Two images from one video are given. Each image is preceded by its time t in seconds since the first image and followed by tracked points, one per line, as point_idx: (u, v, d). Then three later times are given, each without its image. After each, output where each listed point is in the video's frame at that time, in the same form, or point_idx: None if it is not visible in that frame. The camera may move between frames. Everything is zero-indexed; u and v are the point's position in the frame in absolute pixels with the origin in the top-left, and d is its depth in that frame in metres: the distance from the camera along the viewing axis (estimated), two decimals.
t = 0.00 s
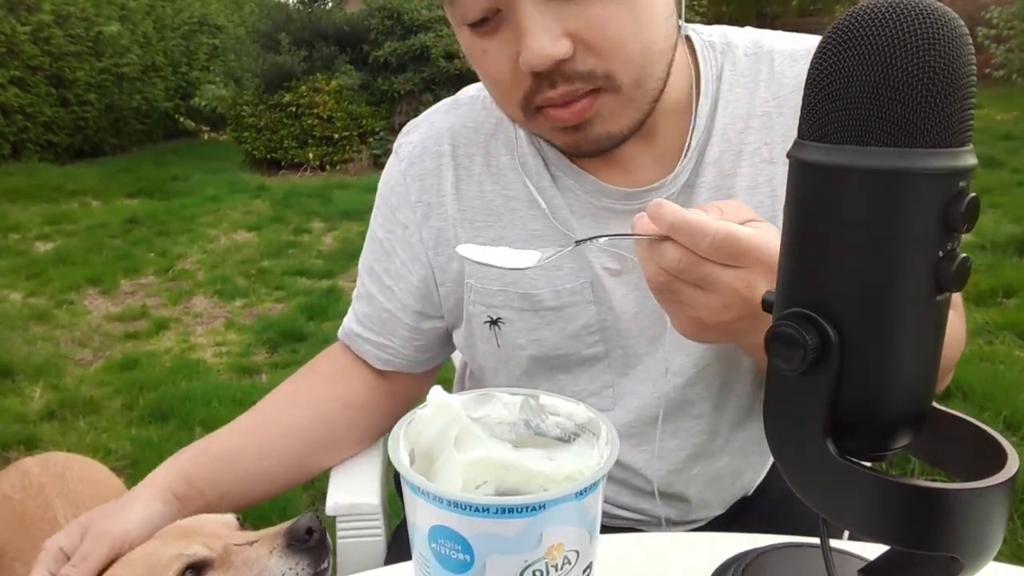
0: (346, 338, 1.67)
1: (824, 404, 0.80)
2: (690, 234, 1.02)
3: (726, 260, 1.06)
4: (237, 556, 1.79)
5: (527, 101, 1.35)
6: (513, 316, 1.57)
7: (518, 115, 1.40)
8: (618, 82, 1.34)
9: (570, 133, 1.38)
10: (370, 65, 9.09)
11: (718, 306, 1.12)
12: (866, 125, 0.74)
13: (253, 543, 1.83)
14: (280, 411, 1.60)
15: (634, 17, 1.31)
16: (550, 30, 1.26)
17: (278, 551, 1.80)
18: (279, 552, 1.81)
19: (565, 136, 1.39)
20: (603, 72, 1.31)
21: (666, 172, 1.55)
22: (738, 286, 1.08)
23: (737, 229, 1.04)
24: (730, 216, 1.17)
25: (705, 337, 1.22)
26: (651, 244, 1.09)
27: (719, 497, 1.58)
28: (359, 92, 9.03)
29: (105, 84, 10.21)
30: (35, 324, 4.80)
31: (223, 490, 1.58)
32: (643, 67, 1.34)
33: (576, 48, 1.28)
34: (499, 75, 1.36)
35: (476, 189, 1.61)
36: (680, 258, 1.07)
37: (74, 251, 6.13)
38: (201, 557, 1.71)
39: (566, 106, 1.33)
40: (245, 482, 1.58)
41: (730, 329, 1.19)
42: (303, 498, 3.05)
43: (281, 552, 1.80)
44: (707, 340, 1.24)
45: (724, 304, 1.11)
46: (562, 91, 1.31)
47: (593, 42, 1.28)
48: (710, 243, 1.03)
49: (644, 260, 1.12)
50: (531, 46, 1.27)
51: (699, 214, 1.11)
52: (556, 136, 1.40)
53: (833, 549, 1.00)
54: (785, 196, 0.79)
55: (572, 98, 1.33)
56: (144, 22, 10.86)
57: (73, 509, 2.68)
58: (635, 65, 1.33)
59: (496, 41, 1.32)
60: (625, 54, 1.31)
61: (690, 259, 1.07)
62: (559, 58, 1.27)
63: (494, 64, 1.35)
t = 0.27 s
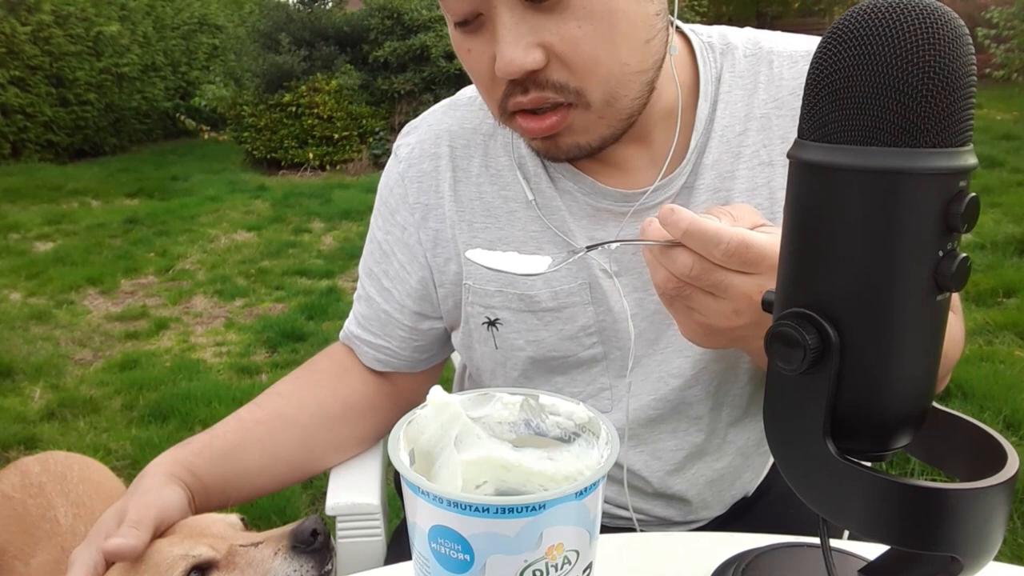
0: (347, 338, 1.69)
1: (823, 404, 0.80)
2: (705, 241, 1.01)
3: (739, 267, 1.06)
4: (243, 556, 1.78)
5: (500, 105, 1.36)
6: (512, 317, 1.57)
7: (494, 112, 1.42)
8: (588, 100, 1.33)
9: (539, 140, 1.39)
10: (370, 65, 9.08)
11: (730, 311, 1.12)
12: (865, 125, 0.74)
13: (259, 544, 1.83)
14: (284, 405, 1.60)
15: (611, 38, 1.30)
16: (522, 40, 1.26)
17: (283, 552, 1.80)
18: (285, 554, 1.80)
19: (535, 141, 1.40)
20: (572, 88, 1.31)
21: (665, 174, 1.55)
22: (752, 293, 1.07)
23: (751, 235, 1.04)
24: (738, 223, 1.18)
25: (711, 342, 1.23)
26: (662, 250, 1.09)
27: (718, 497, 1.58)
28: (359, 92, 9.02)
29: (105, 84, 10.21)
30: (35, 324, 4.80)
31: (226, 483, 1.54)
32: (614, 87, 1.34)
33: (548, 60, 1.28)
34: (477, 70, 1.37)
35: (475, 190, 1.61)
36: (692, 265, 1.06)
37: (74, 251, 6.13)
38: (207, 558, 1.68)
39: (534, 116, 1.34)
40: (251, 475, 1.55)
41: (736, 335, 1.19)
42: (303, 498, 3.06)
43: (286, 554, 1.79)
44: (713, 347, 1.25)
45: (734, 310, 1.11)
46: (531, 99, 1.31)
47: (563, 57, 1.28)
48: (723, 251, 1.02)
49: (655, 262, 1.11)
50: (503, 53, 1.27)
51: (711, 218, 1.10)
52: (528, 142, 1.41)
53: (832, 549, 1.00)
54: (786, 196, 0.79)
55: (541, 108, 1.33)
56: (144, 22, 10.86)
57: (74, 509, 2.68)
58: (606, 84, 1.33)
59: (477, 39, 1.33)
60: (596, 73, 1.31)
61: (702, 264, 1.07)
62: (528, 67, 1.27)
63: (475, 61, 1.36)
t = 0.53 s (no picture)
0: (347, 338, 1.69)
1: (824, 404, 0.80)
2: (696, 242, 1.01)
3: (730, 268, 1.06)
4: (235, 559, 1.74)
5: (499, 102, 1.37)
6: (512, 318, 1.56)
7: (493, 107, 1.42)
8: (586, 99, 1.33)
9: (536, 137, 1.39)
10: (370, 65, 9.08)
11: (722, 311, 1.12)
12: (865, 125, 0.74)
13: (252, 547, 1.79)
14: (286, 404, 1.60)
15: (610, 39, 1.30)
16: (521, 38, 1.26)
17: (274, 557, 1.76)
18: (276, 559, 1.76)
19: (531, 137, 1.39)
20: (570, 87, 1.31)
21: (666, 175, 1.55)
22: (742, 295, 1.07)
23: (742, 238, 1.04)
24: (732, 225, 1.18)
25: (704, 343, 1.23)
26: (654, 251, 1.09)
27: (719, 496, 1.58)
28: (359, 92, 9.02)
29: (105, 84, 10.21)
30: (35, 324, 4.80)
31: (226, 482, 1.53)
32: (613, 88, 1.34)
33: (547, 57, 1.28)
34: (477, 65, 1.37)
35: (475, 190, 1.61)
36: (684, 266, 1.07)
37: (74, 250, 6.13)
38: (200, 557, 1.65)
39: (530, 112, 1.34)
40: (252, 471, 1.55)
41: (729, 336, 1.19)
42: (303, 498, 3.06)
43: (276, 560, 1.75)
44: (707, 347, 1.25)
45: (726, 311, 1.11)
46: (529, 95, 1.31)
47: (563, 56, 1.28)
48: (714, 252, 1.02)
49: (648, 263, 1.12)
50: (503, 49, 1.28)
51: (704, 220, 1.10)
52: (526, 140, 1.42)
53: (833, 549, 1.00)
54: (786, 195, 0.79)
55: (539, 104, 1.33)
56: (144, 22, 10.86)
57: (73, 508, 2.68)
58: (605, 84, 1.33)
59: (478, 35, 1.33)
60: (596, 73, 1.31)
61: (694, 267, 1.07)
62: (525, 64, 1.27)
63: (474, 57, 1.36)
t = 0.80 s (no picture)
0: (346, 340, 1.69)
1: (824, 404, 0.80)
2: (695, 251, 1.01)
3: (728, 277, 1.05)
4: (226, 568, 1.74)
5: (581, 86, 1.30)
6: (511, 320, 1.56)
7: (570, 110, 1.35)
8: (671, 58, 1.30)
9: (626, 118, 1.33)
10: (370, 65, 9.08)
11: (718, 319, 1.12)
12: (865, 125, 0.74)
13: (243, 559, 1.79)
14: (289, 403, 1.59)
15: None
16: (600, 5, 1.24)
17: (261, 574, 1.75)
18: None
19: (622, 121, 1.33)
20: (657, 49, 1.28)
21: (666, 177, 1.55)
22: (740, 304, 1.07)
23: (741, 247, 1.03)
24: (727, 232, 1.17)
25: (698, 347, 1.24)
26: (652, 258, 1.09)
27: (720, 496, 1.58)
28: (359, 92, 9.02)
29: (105, 84, 10.21)
30: (35, 324, 4.80)
31: (229, 479, 1.52)
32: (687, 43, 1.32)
33: (627, 23, 1.25)
34: (545, 67, 1.32)
35: (474, 193, 1.61)
36: (682, 274, 1.06)
37: (74, 251, 6.13)
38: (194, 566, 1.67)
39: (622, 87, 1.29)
40: (256, 471, 1.54)
41: (724, 340, 1.21)
42: (303, 498, 3.06)
43: None
44: (699, 351, 1.27)
45: (723, 319, 1.11)
46: (621, 67, 1.27)
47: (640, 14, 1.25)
48: (713, 261, 1.02)
49: (646, 269, 1.11)
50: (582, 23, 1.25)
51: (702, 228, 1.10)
52: (613, 127, 1.35)
53: (833, 549, 1.00)
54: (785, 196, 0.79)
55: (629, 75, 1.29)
56: (144, 22, 10.86)
57: (73, 509, 2.68)
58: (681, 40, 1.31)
59: (538, 30, 1.31)
60: (673, 30, 1.29)
61: (692, 274, 1.06)
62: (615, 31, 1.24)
63: (540, 58, 1.32)
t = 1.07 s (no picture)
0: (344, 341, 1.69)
1: (824, 404, 0.80)
2: (697, 257, 1.01)
3: (730, 281, 1.05)
4: None
5: (584, 93, 1.31)
6: (509, 321, 1.56)
7: (568, 118, 1.36)
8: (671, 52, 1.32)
9: (627, 120, 1.35)
10: (370, 65, 9.07)
11: (719, 323, 1.12)
12: (865, 124, 0.74)
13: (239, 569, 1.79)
14: (288, 404, 1.59)
15: None
16: (601, 10, 1.24)
17: None
18: None
19: (625, 123, 1.35)
20: (655, 43, 1.29)
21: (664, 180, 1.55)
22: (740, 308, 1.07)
23: (743, 251, 1.03)
24: (731, 237, 1.17)
25: (698, 351, 1.24)
26: (654, 262, 1.09)
27: (719, 497, 1.58)
28: (359, 92, 9.01)
29: (105, 84, 10.21)
30: (35, 324, 4.80)
31: (228, 480, 1.52)
32: (685, 34, 1.33)
33: (626, 24, 1.26)
34: (543, 80, 1.32)
35: (473, 194, 1.61)
36: (684, 279, 1.06)
37: (74, 251, 6.13)
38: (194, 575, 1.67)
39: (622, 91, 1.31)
40: (255, 471, 1.54)
41: (724, 344, 1.21)
42: (303, 498, 3.06)
43: None
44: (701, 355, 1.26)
45: (723, 323, 1.12)
46: (621, 73, 1.28)
47: (638, 14, 1.26)
48: (715, 267, 1.02)
49: (647, 273, 1.11)
50: (585, 30, 1.24)
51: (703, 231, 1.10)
52: (613, 129, 1.37)
53: (832, 549, 1.00)
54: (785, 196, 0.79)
55: (627, 80, 1.30)
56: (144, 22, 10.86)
57: (72, 510, 2.68)
58: (679, 32, 1.32)
59: (535, 43, 1.30)
60: (671, 23, 1.30)
61: (694, 278, 1.06)
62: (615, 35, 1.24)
63: (537, 71, 1.32)
